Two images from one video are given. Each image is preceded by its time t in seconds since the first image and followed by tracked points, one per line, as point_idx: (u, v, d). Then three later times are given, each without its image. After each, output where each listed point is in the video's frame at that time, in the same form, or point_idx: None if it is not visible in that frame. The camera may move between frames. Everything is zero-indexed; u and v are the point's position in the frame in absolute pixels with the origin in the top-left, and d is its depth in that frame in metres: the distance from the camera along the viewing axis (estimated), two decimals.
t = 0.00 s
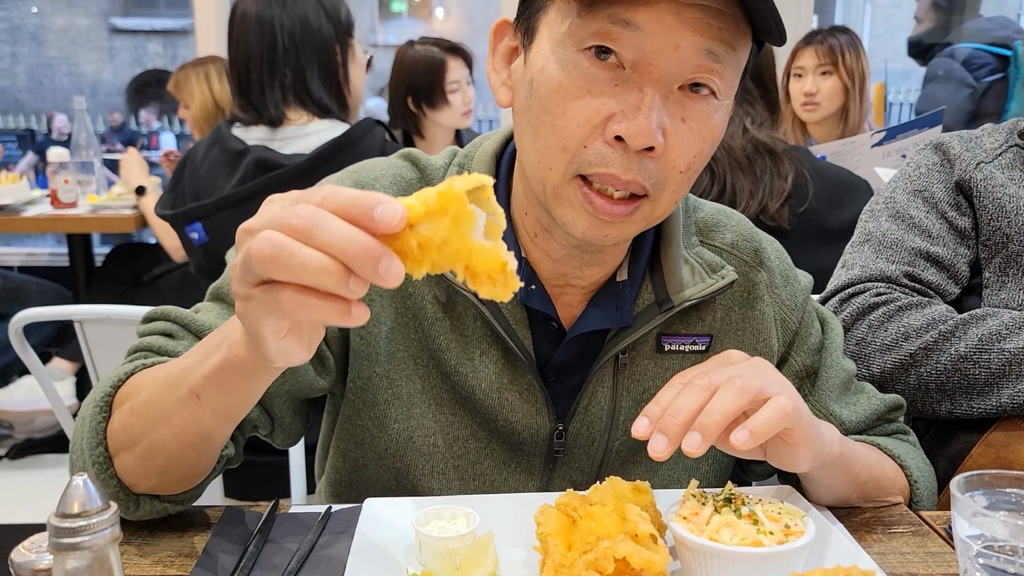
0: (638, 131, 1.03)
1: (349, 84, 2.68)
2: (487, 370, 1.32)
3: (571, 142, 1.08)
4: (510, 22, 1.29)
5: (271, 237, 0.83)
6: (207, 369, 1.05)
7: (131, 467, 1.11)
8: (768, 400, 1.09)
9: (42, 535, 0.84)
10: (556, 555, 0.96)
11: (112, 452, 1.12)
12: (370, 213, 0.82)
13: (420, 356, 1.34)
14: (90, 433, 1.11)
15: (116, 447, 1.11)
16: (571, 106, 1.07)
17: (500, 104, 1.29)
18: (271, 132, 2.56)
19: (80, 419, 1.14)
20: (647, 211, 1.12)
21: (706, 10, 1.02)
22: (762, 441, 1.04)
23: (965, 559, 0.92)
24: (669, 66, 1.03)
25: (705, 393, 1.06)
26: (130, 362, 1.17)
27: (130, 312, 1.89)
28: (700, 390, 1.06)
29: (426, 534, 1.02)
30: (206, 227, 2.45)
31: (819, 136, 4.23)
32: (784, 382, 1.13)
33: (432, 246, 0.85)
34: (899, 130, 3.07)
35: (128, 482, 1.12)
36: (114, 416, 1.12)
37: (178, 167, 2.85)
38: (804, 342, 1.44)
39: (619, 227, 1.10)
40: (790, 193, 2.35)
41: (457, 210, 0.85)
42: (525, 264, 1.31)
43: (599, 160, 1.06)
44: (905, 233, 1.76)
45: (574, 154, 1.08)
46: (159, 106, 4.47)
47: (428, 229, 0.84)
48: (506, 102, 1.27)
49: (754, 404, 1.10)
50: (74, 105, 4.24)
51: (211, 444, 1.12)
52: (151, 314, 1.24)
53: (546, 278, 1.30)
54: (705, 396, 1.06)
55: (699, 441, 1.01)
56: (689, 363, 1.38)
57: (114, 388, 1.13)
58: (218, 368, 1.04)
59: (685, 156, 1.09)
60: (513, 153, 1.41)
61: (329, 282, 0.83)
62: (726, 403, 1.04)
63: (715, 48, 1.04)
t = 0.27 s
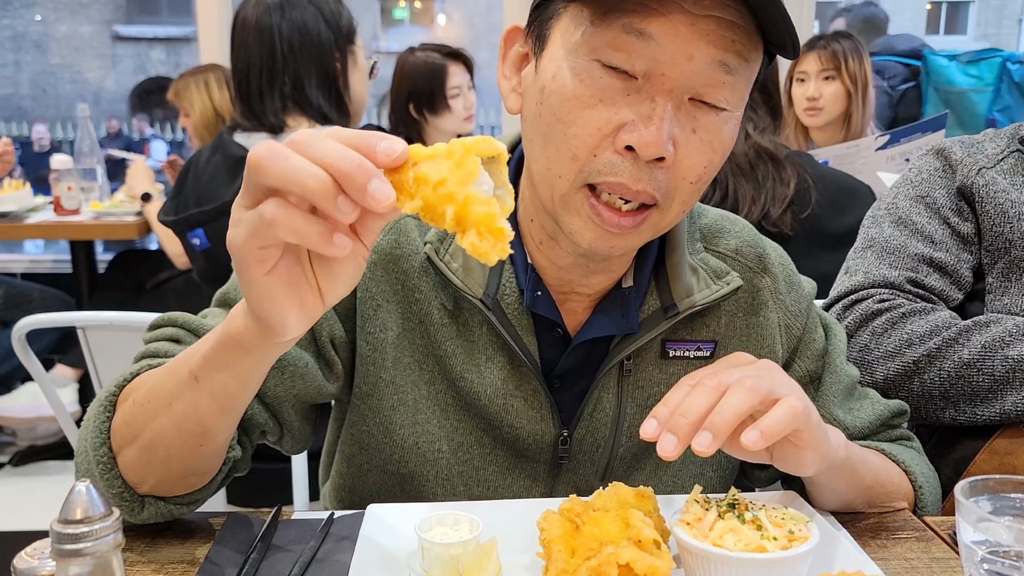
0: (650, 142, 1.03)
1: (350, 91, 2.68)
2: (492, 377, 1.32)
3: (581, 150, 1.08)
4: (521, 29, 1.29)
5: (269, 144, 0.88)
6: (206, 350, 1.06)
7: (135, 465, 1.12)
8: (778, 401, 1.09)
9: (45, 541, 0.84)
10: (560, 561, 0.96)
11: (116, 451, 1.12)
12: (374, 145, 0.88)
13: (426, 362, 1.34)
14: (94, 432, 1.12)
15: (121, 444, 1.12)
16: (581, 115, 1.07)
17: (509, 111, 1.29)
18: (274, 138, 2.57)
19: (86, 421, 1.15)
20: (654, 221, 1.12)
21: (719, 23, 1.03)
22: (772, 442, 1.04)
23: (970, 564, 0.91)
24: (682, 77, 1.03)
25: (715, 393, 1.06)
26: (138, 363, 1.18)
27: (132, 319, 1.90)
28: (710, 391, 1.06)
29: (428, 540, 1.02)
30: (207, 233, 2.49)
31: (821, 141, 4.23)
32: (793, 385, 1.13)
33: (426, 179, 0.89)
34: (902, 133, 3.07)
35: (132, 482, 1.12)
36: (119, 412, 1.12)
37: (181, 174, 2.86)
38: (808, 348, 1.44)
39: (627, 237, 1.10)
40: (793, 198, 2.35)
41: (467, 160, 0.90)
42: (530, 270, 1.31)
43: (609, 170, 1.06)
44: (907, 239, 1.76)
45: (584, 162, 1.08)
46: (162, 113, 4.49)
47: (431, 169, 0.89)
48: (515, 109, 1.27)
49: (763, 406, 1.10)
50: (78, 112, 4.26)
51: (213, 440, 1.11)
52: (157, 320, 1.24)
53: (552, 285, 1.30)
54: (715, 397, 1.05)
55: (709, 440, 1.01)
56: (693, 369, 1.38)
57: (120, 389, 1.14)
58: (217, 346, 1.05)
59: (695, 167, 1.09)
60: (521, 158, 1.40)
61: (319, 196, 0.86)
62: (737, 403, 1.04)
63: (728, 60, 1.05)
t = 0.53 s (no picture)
0: (653, 155, 1.04)
1: (353, 100, 2.69)
2: (497, 382, 1.32)
3: (586, 162, 1.08)
4: (529, 40, 1.31)
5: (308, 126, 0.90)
6: (210, 354, 1.07)
7: (136, 466, 1.12)
8: (784, 413, 1.09)
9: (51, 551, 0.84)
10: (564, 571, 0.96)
11: (117, 452, 1.13)
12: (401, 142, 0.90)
13: (431, 367, 1.35)
14: (96, 432, 1.12)
15: (122, 444, 1.12)
16: (586, 128, 1.08)
17: (516, 121, 1.30)
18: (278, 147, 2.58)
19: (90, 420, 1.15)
20: (657, 234, 1.13)
21: (725, 38, 1.04)
22: (778, 454, 1.04)
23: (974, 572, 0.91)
24: (687, 92, 1.04)
25: (721, 404, 1.06)
26: (145, 364, 1.18)
27: (137, 327, 1.90)
28: (716, 403, 1.06)
29: (433, 548, 1.02)
30: (212, 241, 2.50)
31: (823, 148, 4.25)
32: (797, 395, 1.13)
33: (444, 183, 0.87)
34: (904, 141, 3.08)
35: (133, 484, 1.14)
36: (122, 413, 1.13)
37: (185, 183, 2.87)
38: (811, 355, 1.44)
39: (630, 249, 1.11)
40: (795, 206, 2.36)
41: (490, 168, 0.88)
42: (535, 276, 1.32)
43: (613, 182, 1.07)
44: (909, 248, 1.77)
45: (589, 175, 1.08)
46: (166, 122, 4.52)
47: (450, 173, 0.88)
48: (523, 119, 1.28)
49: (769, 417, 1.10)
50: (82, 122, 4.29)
51: (213, 449, 1.11)
52: (164, 320, 1.24)
53: (557, 292, 1.31)
54: (720, 408, 1.06)
55: (715, 453, 1.01)
56: (697, 376, 1.38)
57: (124, 389, 1.14)
58: (220, 350, 1.05)
59: (698, 182, 1.10)
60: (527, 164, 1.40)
61: (338, 182, 0.85)
62: (743, 414, 1.04)
63: (732, 75, 1.06)
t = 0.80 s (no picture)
0: (656, 161, 1.04)
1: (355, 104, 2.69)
2: (501, 381, 1.32)
3: (590, 165, 1.08)
4: (538, 41, 1.31)
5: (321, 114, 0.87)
6: (207, 340, 1.05)
7: (127, 450, 1.09)
8: (785, 416, 1.09)
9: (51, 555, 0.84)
10: None
11: (109, 435, 1.09)
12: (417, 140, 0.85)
13: (436, 363, 1.34)
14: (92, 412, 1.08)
15: (116, 426, 1.09)
16: (590, 131, 1.08)
17: (522, 122, 1.30)
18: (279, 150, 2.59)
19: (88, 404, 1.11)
20: (659, 239, 1.13)
21: (732, 47, 1.04)
22: (779, 458, 1.04)
23: None
24: (691, 99, 1.04)
25: (723, 408, 1.06)
26: (148, 348, 1.15)
27: (138, 330, 1.90)
28: (716, 407, 1.06)
29: (434, 552, 1.02)
30: (215, 244, 2.49)
31: (825, 151, 4.24)
32: (799, 399, 1.13)
33: (442, 185, 0.81)
34: (906, 144, 3.09)
35: (122, 469, 1.10)
36: (119, 395, 1.09)
37: (187, 186, 2.87)
38: (812, 357, 1.44)
39: (630, 254, 1.11)
40: (797, 210, 2.36)
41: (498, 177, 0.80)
42: (539, 276, 1.32)
43: (615, 187, 1.07)
44: (910, 251, 1.76)
45: (591, 178, 1.09)
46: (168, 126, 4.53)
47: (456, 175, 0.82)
48: (530, 120, 1.28)
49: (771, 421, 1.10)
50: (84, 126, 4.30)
51: (201, 445, 1.09)
52: (171, 305, 1.21)
53: (560, 291, 1.30)
54: (721, 412, 1.06)
55: (718, 455, 1.01)
56: (699, 377, 1.38)
57: (124, 371, 1.10)
58: (216, 342, 1.04)
59: (701, 188, 1.10)
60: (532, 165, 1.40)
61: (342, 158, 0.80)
62: (745, 417, 1.04)
63: (738, 83, 1.06)
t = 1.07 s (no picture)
0: (666, 176, 1.04)
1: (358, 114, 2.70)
2: (508, 390, 1.32)
3: (598, 177, 1.08)
4: (547, 53, 1.31)
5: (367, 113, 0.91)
6: (213, 326, 1.05)
7: (118, 435, 1.08)
8: (790, 422, 1.09)
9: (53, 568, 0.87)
10: None
11: (103, 418, 1.08)
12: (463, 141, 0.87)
13: (444, 370, 1.34)
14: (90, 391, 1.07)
15: (110, 407, 1.08)
16: (599, 144, 1.08)
17: (530, 133, 1.31)
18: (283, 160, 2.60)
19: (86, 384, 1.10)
20: (668, 251, 1.13)
21: (743, 64, 1.05)
22: (784, 464, 1.04)
23: None
24: (702, 113, 1.05)
25: (728, 414, 1.06)
26: (155, 332, 1.14)
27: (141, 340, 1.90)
28: (721, 411, 1.06)
29: (437, 564, 1.01)
30: (218, 253, 2.49)
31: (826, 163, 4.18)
32: (804, 405, 1.13)
33: (467, 178, 0.81)
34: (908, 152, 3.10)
35: (112, 455, 1.09)
36: (118, 376, 1.09)
37: (191, 196, 2.88)
38: (815, 368, 1.43)
39: (641, 264, 1.11)
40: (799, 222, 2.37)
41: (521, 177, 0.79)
42: (545, 285, 1.31)
43: (624, 200, 1.07)
44: (912, 262, 1.77)
45: (599, 189, 1.09)
46: (170, 135, 4.54)
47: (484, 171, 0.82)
48: (539, 132, 1.28)
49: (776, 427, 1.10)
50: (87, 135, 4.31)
51: (188, 445, 1.09)
52: (177, 294, 1.20)
53: (567, 301, 1.30)
54: (726, 417, 1.06)
55: (723, 459, 1.01)
56: (704, 388, 1.38)
57: (127, 353, 1.10)
58: (224, 326, 1.03)
59: (711, 202, 1.10)
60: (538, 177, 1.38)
61: (381, 133, 0.83)
62: (749, 422, 1.04)
63: (748, 99, 1.06)
